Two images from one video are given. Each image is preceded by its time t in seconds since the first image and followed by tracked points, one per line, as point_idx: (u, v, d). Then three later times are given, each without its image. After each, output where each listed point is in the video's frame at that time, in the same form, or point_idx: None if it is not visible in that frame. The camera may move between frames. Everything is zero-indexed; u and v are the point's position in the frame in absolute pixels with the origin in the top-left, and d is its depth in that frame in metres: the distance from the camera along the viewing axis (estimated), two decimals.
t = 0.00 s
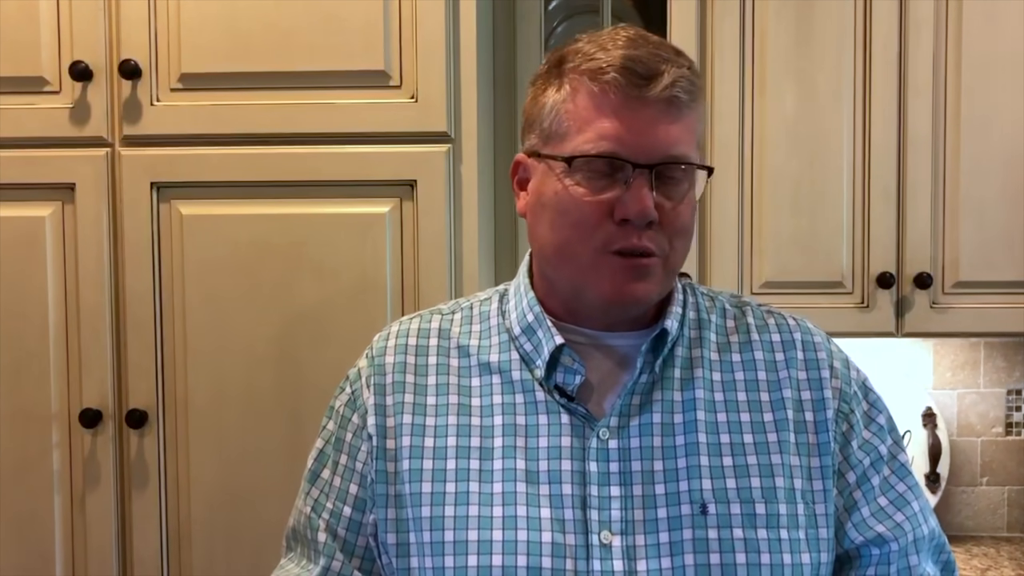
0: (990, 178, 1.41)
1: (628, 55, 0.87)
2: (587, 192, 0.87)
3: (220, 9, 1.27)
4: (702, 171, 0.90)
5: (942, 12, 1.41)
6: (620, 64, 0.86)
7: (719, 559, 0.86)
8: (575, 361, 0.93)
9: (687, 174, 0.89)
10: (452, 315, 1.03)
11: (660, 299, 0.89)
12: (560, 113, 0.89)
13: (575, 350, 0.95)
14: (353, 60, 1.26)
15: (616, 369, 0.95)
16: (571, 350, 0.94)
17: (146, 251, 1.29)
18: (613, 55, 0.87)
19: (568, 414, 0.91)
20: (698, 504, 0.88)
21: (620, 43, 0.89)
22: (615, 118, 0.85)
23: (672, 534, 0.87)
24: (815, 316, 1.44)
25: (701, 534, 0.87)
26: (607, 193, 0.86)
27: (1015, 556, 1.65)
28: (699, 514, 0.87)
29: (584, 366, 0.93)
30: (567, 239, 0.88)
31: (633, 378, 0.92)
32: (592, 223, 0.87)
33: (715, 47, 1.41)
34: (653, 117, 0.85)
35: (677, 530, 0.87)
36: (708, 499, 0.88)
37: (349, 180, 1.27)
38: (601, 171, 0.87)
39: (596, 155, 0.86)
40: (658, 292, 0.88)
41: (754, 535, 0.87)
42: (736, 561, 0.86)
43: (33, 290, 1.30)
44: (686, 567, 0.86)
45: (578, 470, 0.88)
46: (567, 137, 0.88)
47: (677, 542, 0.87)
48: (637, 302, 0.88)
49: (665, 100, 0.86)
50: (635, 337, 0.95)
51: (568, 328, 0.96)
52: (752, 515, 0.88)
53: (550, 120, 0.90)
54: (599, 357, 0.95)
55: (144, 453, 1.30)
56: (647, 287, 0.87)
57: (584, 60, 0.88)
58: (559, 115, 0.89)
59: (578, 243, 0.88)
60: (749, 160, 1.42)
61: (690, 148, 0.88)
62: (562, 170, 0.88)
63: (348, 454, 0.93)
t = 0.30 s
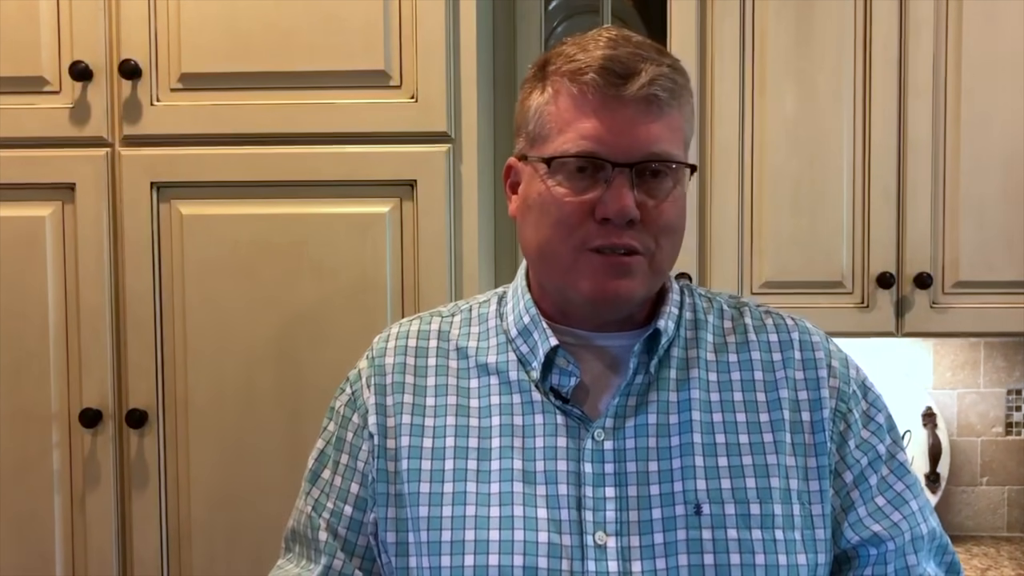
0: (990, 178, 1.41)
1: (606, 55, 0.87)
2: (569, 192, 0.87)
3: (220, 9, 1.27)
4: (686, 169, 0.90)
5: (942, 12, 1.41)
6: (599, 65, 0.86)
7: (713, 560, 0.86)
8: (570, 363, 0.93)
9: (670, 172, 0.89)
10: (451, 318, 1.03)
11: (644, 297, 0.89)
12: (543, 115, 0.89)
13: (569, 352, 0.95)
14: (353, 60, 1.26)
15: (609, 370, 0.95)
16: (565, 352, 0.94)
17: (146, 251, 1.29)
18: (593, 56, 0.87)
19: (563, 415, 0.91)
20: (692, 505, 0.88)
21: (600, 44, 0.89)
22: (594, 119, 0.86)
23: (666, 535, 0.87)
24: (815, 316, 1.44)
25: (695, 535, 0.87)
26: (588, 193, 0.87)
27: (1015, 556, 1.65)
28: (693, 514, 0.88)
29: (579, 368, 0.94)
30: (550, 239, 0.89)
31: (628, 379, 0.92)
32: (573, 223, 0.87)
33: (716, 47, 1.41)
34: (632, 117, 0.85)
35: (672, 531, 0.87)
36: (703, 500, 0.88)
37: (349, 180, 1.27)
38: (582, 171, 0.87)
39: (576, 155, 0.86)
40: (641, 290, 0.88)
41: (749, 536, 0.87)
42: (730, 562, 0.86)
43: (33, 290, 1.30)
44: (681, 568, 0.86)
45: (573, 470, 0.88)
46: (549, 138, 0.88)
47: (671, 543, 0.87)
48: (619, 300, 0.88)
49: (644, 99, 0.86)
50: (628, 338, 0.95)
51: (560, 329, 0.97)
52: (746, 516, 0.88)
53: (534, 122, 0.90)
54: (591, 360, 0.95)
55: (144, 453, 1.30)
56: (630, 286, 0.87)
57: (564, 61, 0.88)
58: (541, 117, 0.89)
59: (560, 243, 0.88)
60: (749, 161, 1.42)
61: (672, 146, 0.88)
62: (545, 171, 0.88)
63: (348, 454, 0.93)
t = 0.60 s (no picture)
0: (990, 179, 1.41)
1: (586, 46, 0.87)
2: (552, 182, 0.87)
3: (221, 9, 1.27)
4: (673, 156, 0.89)
5: (942, 12, 1.41)
6: (578, 55, 0.86)
7: (708, 559, 0.86)
8: (570, 359, 0.94)
9: (656, 159, 0.88)
10: (452, 312, 1.03)
11: (631, 285, 0.88)
12: (527, 109, 0.89)
13: (567, 348, 0.96)
14: (354, 60, 1.26)
15: (607, 367, 0.95)
16: (564, 348, 0.95)
17: (146, 251, 1.29)
18: (573, 47, 0.87)
19: (561, 412, 0.90)
20: (688, 503, 0.88)
21: (582, 35, 0.89)
22: (574, 109, 0.86)
23: (662, 533, 0.87)
24: (815, 316, 1.44)
25: (691, 533, 0.87)
26: (570, 183, 0.87)
27: (1015, 556, 1.65)
28: (689, 513, 0.87)
29: (577, 364, 0.94)
30: (536, 230, 0.89)
31: (626, 376, 0.92)
32: (557, 213, 0.87)
33: (716, 47, 1.41)
34: (611, 105, 0.85)
35: (667, 529, 0.87)
36: (699, 498, 0.88)
37: (349, 180, 1.27)
38: (566, 162, 0.87)
39: (558, 145, 0.86)
40: (626, 279, 0.87)
41: (744, 535, 0.87)
42: (725, 561, 0.86)
43: (33, 290, 1.30)
44: (676, 566, 0.86)
45: (571, 468, 0.88)
46: (532, 130, 0.89)
47: (667, 541, 0.87)
48: (604, 288, 0.87)
49: (622, 87, 0.85)
50: (627, 335, 0.96)
51: (558, 324, 0.97)
52: (742, 515, 0.88)
53: (521, 117, 0.91)
54: (589, 356, 0.96)
55: (144, 454, 1.30)
56: (615, 273, 0.87)
57: (546, 54, 0.89)
58: (526, 111, 0.89)
59: (545, 233, 0.88)
60: (749, 161, 1.42)
61: (656, 133, 0.87)
62: (530, 164, 0.89)
63: (349, 447, 0.92)
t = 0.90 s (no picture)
0: (990, 179, 1.41)
1: (557, 62, 0.84)
2: (531, 203, 0.86)
3: (221, 9, 1.27)
4: (654, 166, 0.87)
5: (942, 12, 1.41)
6: (548, 73, 0.84)
7: (706, 563, 0.87)
8: (567, 364, 0.93)
9: (635, 172, 0.86)
10: (448, 313, 1.02)
11: (617, 301, 0.88)
12: (504, 126, 0.88)
13: (565, 353, 0.95)
14: (354, 60, 1.26)
15: (606, 372, 0.94)
16: (562, 354, 0.94)
17: (146, 251, 1.29)
18: (543, 64, 0.85)
19: (559, 418, 0.90)
20: (687, 508, 0.88)
21: (554, 47, 0.86)
22: (547, 129, 0.84)
23: (660, 537, 0.87)
24: (815, 316, 1.44)
25: (689, 538, 0.87)
26: (548, 203, 0.86)
27: (1015, 556, 1.65)
28: (687, 518, 0.88)
29: (575, 370, 0.94)
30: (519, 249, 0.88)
31: (624, 381, 0.92)
32: (538, 233, 0.86)
33: (716, 47, 1.41)
34: (583, 123, 0.83)
35: (665, 534, 0.87)
36: (697, 504, 0.88)
37: (349, 180, 1.27)
38: (543, 181, 0.86)
39: (534, 167, 0.85)
40: (608, 297, 0.87)
41: (742, 540, 0.87)
42: (722, 566, 0.86)
43: (33, 290, 1.30)
44: (674, 570, 0.86)
45: (569, 473, 0.88)
46: (509, 149, 0.88)
47: (666, 546, 0.87)
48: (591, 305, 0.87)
49: (594, 103, 0.83)
50: (626, 339, 0.95)
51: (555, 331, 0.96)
52: (740, 520, 0.88)
53: (499, 132, 0.89)
54: (587, 364, 0.95)
55: (144, 454, 1.30)
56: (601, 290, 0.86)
57: (518, 70, 0.86)
58: (503, 128, 0.88)
59: (528, 252, 0.88)
60: (748, 161, 1.42)
61: (633, 146, 0.85)
62: (509, 183, 0.88)
63: (348, 453, 0.92)
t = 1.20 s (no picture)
0: (990, 179, 1.41)
1: (560, 62, 0.84)
2: (531, 202, 0.86)
3: (221, 9, 1.27)
4: (654, 168, 0.87)
5: (942, 12, 1.41)
6: (552, 73, 0.84)
7: (704, 560, 0.86)
8: (563, 364, 0.93)
9: (636, 173, 0.86)
10: (443, 315, 1.02)
11: (616, 302, 0.88)
12: (505, 125, 0.87)
13: (560, 353, 0.95)
14: (354, 60, 1.26)
15: (601, 371, 0.94)
16: (557, 353, 0.94)
17: (146, 251, 1.29)
18: (547, 64, 0.85)
19: (556, 417, 0.91)
20: (684, 505, 0.88)
21: (557, 48, 0.86)
22: (549, 130, 0.84)
23: (658, 534, 0.87)
24: (815, 316, 1.44)
25: (687, 535, 0.87)
26: (549, 202, 0.86)
27: (1015, 556, 1.65)
28: (684, 515, 0.88)
29: (571, 369, 0.94)
30: (518, 248, 0.88)
31: (620, 379, 0.92)
32: (538, 232, 0.86)
33: (716, 47, 1.41)
34: (586, 124, 0.83)
35: (663, 531, 0.87)
36: (694, 500, 0.88)
37: (349, 180, 1.28)
38: (544, 181, 0.86)
39: (536, 166, 0.85)
40: (607, 298, 0.87)
41: (739, 536, 0.87)
42: (720, 562, 0.86)
43: (33, 290, 1.30)
44: (672, 568, 0.86)
45: (567, 472, 0.88)
46: (511, 148, 0.87)
47: (663, 543, 0.87)
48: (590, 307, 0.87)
49: (597, 105, 0.83)
50: (621, 337, 0.95)
51: (551, 331, 0.96)
52: (737, 516, 0.88)
53: (500, 131, 0.89)
54: (582, 363, 0.95)
55: (144, 453, 1.30)
56: (600, 291, 0.86)
57: (521, 69, 0.86)
58: (505, 127, 0.87)
59: (527, 252, 0.87)
60: (748, 161, 1.42)
61: (635, 148, 0.85)
62: (509, 182, 0.87)
63: (345, 456, 0.92)
